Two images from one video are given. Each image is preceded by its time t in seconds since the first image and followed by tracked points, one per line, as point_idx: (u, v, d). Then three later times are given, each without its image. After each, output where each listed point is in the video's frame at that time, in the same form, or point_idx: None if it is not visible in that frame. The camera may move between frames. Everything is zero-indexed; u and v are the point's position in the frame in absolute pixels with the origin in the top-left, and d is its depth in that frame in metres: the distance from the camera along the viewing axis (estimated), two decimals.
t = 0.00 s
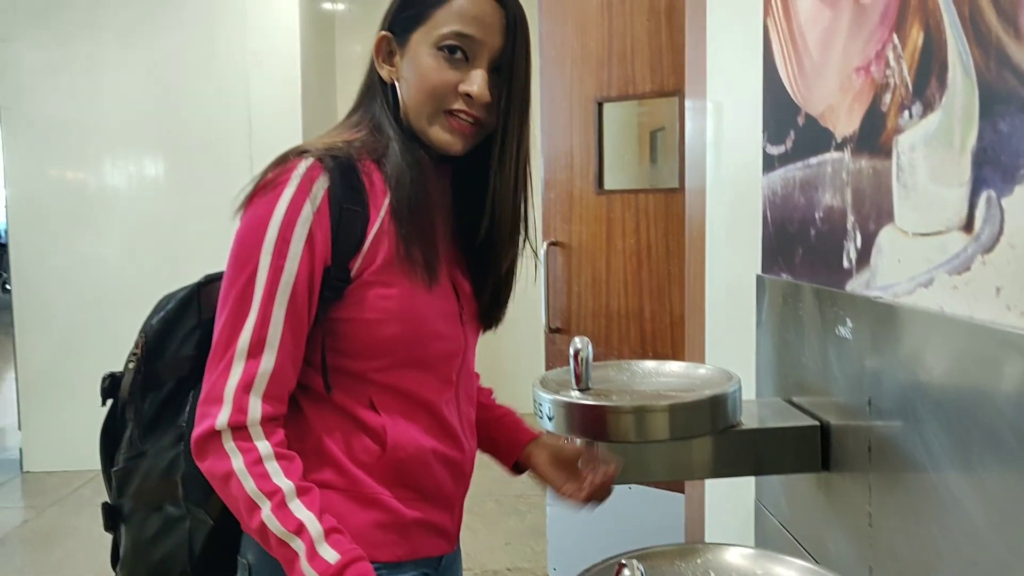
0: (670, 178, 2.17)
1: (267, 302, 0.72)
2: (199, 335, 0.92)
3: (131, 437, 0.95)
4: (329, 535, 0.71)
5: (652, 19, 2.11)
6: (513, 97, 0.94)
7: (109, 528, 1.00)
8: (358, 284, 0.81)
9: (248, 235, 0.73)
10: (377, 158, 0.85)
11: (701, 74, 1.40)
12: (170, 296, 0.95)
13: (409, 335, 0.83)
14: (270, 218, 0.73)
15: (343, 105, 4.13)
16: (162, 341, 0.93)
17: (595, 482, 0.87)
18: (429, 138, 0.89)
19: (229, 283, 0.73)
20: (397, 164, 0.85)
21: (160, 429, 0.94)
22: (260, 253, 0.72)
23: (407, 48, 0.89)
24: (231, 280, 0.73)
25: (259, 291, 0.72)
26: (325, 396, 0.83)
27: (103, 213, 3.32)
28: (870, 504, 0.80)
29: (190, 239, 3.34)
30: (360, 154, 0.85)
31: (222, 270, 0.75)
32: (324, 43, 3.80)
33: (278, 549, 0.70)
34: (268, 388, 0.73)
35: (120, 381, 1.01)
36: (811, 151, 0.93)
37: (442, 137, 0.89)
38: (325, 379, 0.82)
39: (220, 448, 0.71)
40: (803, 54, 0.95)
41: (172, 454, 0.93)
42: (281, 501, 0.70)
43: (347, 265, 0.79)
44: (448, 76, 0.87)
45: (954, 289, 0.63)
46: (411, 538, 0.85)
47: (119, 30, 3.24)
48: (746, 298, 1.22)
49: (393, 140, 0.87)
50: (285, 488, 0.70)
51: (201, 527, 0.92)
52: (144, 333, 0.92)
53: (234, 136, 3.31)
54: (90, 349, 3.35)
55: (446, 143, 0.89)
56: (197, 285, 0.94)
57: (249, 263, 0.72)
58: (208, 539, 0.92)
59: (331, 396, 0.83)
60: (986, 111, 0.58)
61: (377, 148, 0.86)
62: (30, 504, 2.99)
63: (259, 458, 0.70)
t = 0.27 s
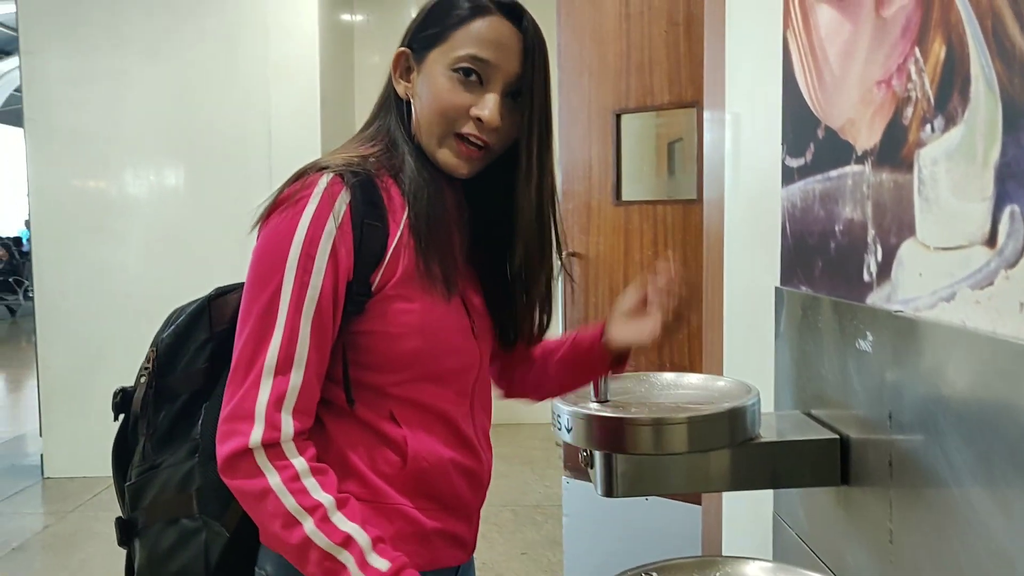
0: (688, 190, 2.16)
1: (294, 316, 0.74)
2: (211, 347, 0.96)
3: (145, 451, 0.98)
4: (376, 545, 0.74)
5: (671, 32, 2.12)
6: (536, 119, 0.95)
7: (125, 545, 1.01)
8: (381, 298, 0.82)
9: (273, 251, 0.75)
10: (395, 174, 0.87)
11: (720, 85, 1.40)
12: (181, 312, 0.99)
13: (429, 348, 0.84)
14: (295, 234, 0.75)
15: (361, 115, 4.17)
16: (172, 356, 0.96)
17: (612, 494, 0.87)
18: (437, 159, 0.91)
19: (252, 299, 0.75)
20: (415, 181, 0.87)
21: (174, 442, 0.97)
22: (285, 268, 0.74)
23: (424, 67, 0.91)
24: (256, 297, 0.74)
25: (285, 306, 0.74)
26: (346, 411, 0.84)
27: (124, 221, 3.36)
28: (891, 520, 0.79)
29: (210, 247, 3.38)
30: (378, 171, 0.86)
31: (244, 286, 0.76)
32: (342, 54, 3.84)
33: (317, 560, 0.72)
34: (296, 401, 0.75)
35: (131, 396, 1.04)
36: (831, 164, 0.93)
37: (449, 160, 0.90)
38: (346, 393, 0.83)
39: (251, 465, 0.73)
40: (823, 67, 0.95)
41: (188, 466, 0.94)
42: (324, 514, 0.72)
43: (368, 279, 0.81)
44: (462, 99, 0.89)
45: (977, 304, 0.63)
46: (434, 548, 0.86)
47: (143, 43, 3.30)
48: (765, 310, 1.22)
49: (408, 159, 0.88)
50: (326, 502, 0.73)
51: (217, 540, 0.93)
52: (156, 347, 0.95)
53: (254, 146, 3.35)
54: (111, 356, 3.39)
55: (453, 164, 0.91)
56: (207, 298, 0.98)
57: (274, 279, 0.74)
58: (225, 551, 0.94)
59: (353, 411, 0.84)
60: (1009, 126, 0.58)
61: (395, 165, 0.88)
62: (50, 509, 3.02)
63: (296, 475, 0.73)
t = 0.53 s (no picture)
0: (699, 197, 2.15)
1: (303, 325, 0.75)
2: (216, 355, 0.99)
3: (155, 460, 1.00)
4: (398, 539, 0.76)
5: (683, 40, 2.12)
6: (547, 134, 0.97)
7: (136, 553, 1.04)
8: (386, 306, 0.83)
9: (280, 261, 0.76)
10: (401, 183, 0.88)
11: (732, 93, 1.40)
12: (187, 322, 1.02)
13: (435, 356, 0.85)
14: (301, 243, 0.76)
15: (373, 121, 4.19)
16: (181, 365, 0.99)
17: (621, 501, 0.87)
18: (460, 174, 0.93)
19: (259, 308, 0.76)
20: (421, 189, 0.87)
21: (183, 452, 0.99)
22: (292, 277, 0.75)
23: (450, 83, 0.91)
24: (262, 306, 0.76)
25: (294, 314, 0.75)
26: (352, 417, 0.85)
27: (137, 225, 3.39)
28: (903, 530, 0.78)
29: (222, 252, 3.41)
30: (384, 181, 0.87)
31: (250, 296, 0.77)
32: (354, 60, 3.87)
33: (339, 561, 0.74)
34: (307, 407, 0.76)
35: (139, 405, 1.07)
36: (844, 172, 0.93)
37: (474, 178, 0.92)
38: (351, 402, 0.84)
39: (265, 472, 0.73)
40: (836, 76, 0.95)
41: (195, 475, 0.98)
42: (344, 514, 0.74)
43: (373, 287, 0.82)
44: (490, 125, 0.88)
45: (991, 314, 0.62)
46: (442, 554, 0.87)
47: (157, 50, 3.33)
48: (776, 318, 1.21)
49: (413, 169, 0.89)
50: (346, 502, 0.74)
51: (225, 547, 0.97)
52: (164, 357, 0.98)
53: (266, 152, 3.37)
54: (122, 360, 3.41)
55: (474, 181, 0.93)
56: (211, 309, 1.01)
57: (282, 288, 0.75)
58: (233, 557, 0.97)
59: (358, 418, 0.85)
60: None
61: (400, 175, 0.89)
62: (61, 513, 3.04)
63: (313, 478, 0.74)
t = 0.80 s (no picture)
0: (701, 199, 2.15)
1: (304, 328, 0.75)
2: (217, 355, 1.00)
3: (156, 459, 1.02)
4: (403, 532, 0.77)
5: (686, 42, 2.11)
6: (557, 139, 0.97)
7: (137, 551, 1.05)
8: (386, 310, 0.83)
9: (281, 263, 0.76)
10: (403, 187, 0.88)
11: (735, 96, 1.41)
12: (191, 321, 1.02)
13: (435, 361, 0.85)
14: (302, 246, 0.76)
15: (376, 123, 4.20)
16: (182, 364, 1.00)
17: (623, 502, 0.87)
18: (469, 182, 0.93)
19: (259, 309, 0.76)
20: (423, 192, 0.88)
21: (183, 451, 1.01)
22: (293, 278, 0.75)
23: (464, 91, 0.90)
24: (262, 307, 0.76)
25: (294, 317, 0.75)
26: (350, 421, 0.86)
27: (139, 227, 3.40)
28: (905, 532, 0.78)
29: (224, 253, 3.41)
30: (387, 184, 0.88)
31: (250, 298, 0.77)
32: (357, 62, 3.87)
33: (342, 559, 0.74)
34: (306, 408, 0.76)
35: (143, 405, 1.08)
36: (846, 174, 0.93)
37: (482, 185, 0.92)
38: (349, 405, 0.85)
39: (264, 472, 0.73)
40: (838, 79, 0.96)
41: (194, 474, 0.98)
42: (349, 509, 0.74)
43: (373, 291, 0.82)
44: (501, 136, 0.88)
45: (994, 316, 0.62)
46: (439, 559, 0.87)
47: (160, 52, 3.34)
48: (778, 320, 1.21)
49: (415, 171, 0.89)
50: (351, 499, 0.75)
51: (223, 546, 0.97)
52: (166, 356, 0.99)
53: (269, 153, 3.38)
54: (124, 362, 3.42)
55: (485, 190, 0.93)
56: (215, 309, 1.01)
57: (283, 289, 0.75)
58: (230, 557, 0.97)
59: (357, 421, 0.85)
60: None
61: (403, 178, 0.89)
62: (64, 514, 3.05)
63: (316, 476, 0.74)
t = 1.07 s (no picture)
0: (701, 198, 2.15)
1: (311, 326, 0.75)
2: (218, 356, 1.01)
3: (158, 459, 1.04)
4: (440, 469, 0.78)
5: (686, 40, 2.11)
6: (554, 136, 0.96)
7: (138, 551, 1.08)
8: (387, 310, 0.83)
9: (286, 260, 0.76)
10: (405, 186, 0.88)
11: (734, 96, 1.41)
12: (192, 320, 1.03)
13: (436, 362, 0.84)
14: (308, 243, 0.76)
15: (375, 123, 4.19)
16: (184, 364, 1.01)
17: (624, 502, 0.87)
18: (465, 181, 0.92)
19: (265, 307, 0.76)
20: (424, 192, 0.88)
21: (185, 451, 1.03)
22: (299, 276, 0.75)
23: (457, 91, 0.90)
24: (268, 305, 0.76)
25: (301, 314, 0.74)
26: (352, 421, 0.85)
27: (139, 226, 3.40)
28: (905, 530, 0.78)
29: (224, 253, 3.41)
30: (388, 184, 0.88)
31: (255, 297, 0.77)
32: (356, 62, 3.87)
33: (391, 509, 0.74)
34: (317, 404, 0.76)
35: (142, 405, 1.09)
36: (846, 173, 0.93)
37: (477, 185, 0.92)
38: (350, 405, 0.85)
39: (291, 460, 0.73)
40: (838, 77, 0.95)
41: (196, 474, 1.01)
42: (382, 463, 0.75)
43: (375, 290, 0.82)
44: (495, 137, 0.88)
45: (994, 315, 0.62)
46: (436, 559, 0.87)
47: (159, 52, 3.34)
48: (779, 319, 1.21)
49: (415, 170, 0.89)
50: (380, 454, 0.76)
51: (225, 546, 1.00)
52: (167, 357, 1.00)
53: (269, 153, 3.38)
54: (124, 362, 3.42)
55: (481, 190, 0.93)
56: (216, 309, 1.01)
57: (289, 287, 0.75)
58: (232, 557, 1.00)
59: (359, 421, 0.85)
60: None
61: (404, 178, 0.89)
62: (64, 514, 3.05)
63: (342, 445, 0.75)
